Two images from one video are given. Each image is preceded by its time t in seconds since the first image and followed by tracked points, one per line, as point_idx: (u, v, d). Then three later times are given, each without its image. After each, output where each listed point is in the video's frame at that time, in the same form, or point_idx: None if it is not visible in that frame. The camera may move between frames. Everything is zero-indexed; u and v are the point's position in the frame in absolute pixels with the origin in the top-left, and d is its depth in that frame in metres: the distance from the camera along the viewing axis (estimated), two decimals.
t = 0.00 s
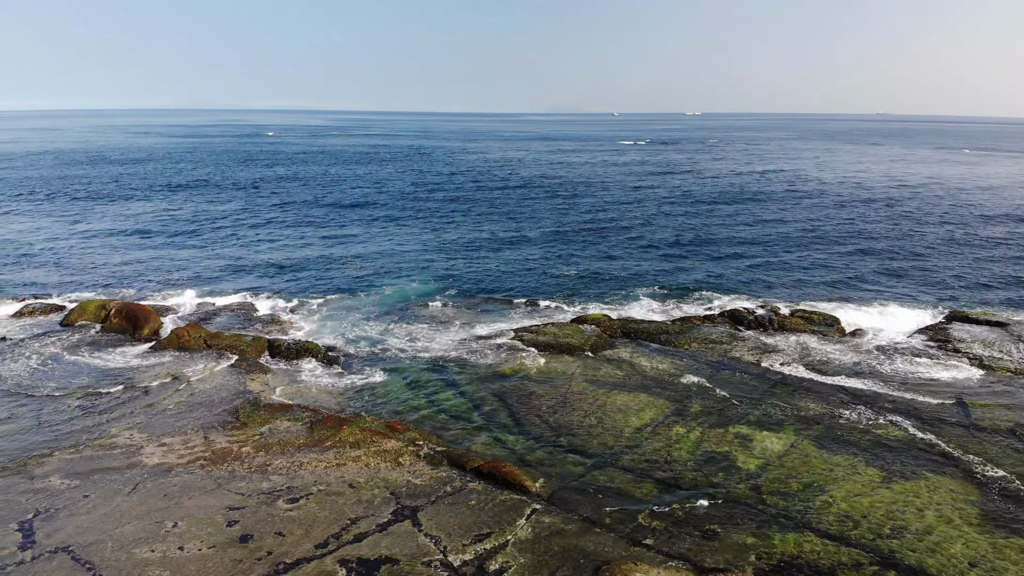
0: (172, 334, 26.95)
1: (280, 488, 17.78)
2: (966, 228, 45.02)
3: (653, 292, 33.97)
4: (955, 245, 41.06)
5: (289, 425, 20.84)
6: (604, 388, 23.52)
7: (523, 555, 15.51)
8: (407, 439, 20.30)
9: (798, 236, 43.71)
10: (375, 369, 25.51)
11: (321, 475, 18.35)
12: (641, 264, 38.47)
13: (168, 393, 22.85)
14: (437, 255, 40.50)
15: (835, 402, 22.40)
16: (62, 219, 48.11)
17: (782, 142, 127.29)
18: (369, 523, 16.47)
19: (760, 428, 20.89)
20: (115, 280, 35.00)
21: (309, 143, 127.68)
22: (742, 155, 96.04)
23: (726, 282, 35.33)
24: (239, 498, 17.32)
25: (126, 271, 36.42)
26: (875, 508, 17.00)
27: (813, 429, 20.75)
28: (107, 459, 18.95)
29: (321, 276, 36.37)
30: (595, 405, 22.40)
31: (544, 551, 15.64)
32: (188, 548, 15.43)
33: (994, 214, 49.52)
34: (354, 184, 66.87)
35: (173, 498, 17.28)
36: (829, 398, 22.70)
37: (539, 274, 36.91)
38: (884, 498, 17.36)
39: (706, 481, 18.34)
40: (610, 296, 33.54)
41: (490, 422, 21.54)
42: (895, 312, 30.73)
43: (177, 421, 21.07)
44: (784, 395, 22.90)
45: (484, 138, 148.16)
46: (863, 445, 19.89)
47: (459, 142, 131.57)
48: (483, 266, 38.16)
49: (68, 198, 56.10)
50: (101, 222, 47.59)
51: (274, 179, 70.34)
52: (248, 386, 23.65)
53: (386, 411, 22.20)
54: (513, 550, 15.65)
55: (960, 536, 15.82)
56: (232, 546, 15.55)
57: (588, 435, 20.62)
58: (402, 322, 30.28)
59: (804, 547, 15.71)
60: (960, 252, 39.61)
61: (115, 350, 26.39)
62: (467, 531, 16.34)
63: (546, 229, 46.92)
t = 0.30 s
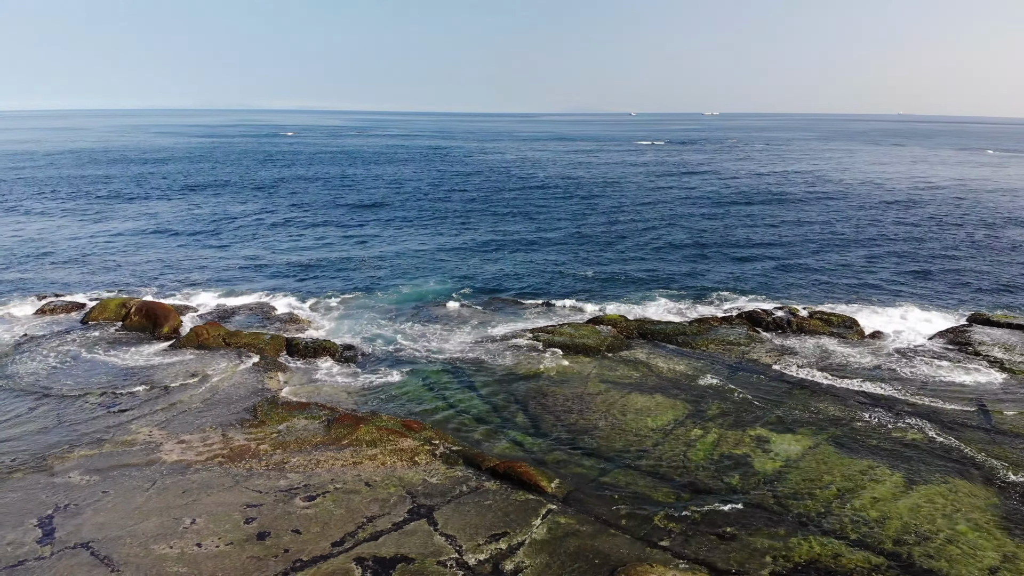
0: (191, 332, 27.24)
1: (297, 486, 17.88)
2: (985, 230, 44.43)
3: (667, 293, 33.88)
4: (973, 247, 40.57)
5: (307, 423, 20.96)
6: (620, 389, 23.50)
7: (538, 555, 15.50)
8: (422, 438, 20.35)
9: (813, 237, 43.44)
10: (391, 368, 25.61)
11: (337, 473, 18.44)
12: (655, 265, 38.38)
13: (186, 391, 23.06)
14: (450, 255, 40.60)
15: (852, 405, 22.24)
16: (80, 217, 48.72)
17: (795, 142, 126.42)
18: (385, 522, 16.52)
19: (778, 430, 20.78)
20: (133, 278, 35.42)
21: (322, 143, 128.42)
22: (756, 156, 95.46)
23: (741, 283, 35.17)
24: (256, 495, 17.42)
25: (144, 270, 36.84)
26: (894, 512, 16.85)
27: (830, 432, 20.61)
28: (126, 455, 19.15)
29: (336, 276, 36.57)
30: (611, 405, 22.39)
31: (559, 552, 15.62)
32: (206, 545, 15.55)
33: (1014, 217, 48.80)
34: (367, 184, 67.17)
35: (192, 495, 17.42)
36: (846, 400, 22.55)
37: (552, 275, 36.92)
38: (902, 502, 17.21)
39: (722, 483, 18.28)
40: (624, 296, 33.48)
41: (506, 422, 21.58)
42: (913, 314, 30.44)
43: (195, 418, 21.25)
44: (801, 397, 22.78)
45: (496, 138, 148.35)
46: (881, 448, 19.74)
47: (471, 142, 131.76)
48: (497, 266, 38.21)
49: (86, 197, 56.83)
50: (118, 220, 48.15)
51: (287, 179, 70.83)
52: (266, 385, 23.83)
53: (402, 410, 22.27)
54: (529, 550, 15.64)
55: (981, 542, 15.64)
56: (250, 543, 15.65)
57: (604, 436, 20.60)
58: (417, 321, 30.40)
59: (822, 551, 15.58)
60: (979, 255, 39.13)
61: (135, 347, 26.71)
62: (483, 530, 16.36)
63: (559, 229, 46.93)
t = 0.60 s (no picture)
0: (209, 330, 27.48)
1: (313, 484, 17.97)
2: (1003, 232, 43.88)
3: (681, 294, 33.79)
4: (992, 249, 40.10)
5: (323, 421, 21.06)
6: (636, 390, 23.45)
7: (553, 556, 15.47)
8: (437, 437, 20.39)
9: (829, 238, 43.17)
10: (406, 368, 25.69)
11: (353, 471, 18.52)
12: (669, 266, 38.28)
13: (203, 389, 23.23)
14: (464, 255, 40.67)
15: (870, 407, 22.07)
16: (98, 216, 49.32)
17: (810, 143, 125.46)
18: (400, 520, 16.56)
19: (795, 432, 20.65)
20: (151, 277, 35.78)
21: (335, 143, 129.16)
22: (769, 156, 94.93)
23: (755, 284, 34.99)
24: (273, 493, 17.51)
25: (162, 269, 37.20)
26: (912, 516, 16.68)
27: (848, 435, 20.47)
28: (144, 452, 19.32)
29: (350, 275, 36.75)
30: (627, 406, 22.35)
31: (574, 552, 15.59)
32: (223, 542, 15.65)
33: None
34: (379, 184, 67.43)
35: (208, 492, 17.53)
36: (864, 403, 22.39)
37: (566, 275, 36.91)
38: (921, 506, 17.04)
39: (738, 485, 18.19)
40: (638, 297, 33.39)
41: (522, 422, 21.59)
42: (931, 317, 30.13)
43: (212, 416, 21.40)
44: (818, 400, 22.64)
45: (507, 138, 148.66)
46: (899, 451, 19.58)
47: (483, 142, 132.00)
48: (509, 267, 38.25)
49: (103, 196, 57.50)
50: (136, 219, 48.69)
51: (300, 179, 71.31)
52: (283, 383, 24.02)
53: (418, 410, 22.33)
54: (543, 551, 15.62)
55: (1001, 547, 15.45)
56: (266, 540, 15.73)
57: (619, 437, 20.56)
58: (431, 321, 30.47)
59: (839, 554, 15.46)
60: (997, 257, 38.67)
61: (154, 345, 26.98)
62: (498, 530, 16.36)
63: (572, 229, 46.92)
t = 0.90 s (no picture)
0: (226, 329, 27.71)
1: (328, 482, 18.04)
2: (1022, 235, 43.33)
3: (695, 295, 33.67)
4: (1010, 251, 39.63)
5: (339, 420, 21.15)
6: (651, 391, 23.38)
7: (567, 557, 15.44)
8: (452, 436, 20.43)
9: (845, 240, 42.82)
10: (421, 367, 25.76)
11: (368, 470, 18.59)
12: (683, 266, 38.13)
13: (220, 387, 23.40)
14: (477, 255, 40.74)
15: (887, 410, 21.88)
16: (116, 215, 49.97)
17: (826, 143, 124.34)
18: (414, 519, 16.59)
19: (811, 435, 20.52)
20: (169, 276, 36.17)
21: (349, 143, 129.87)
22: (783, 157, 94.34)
23: (770, 286, 34.80)
24: (288, 491, 17.60)
25: (179, 267, 37.58)
26: (929, 519, 16.52)
27: (865, 438, 20.31)
28: (162, 450, 19.48)
29: (364, 275, 36.91)
30: (642, 407, 22.30)
31: (588, 554, 15.55)
32: (239, 539, 15.75)
33: None
34: (392, 184, 67.68)
35: (224, 490, 17.66)
36: (881, 405, 22.22)
37: (579, 276, 36.87)
38: (939, 510, 16.86)
39: (754, 488, 18.07)
40: (652, 298, 33.31)
41: (536, 422, 21.58)
42: (950, 320, 29.81)
43: (228, 415, 21.54)
44: (835, 402, 22.48)
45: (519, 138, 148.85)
46: (917, 454, 19.40)
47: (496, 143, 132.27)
48: (522, 267, 38.27)
49: (120, 196, 58.23)
50: (153, 219, 49.27)
51: (314, 179, 71.74)
52: (299, 381, 24.18)
53: (433, 409, 22.38)
54: (557, 551, 15.60)
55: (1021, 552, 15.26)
56: (281, 538, 15.80)
57: (634, 438, 20.49)
58: (446, 321, 30.55)
59: (855, 558, 15.33)
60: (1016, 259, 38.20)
61: (172, 343, 27.27)
62: (511, 530, 16.35)
63: (585, 230, 46.85)
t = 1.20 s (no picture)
0: (243, 327, 27.93)
1: (343, 480, 18.13)
2: None
3: (708, 296, 33.56)
4: None
5: (354, 419, 21.24)
6: (666, 392, 23.33)
7: (582, 557, 15.42)
8: (466, 436, 20.47)
9: (860, 241, 42.48)
10: (435, 367, 25.85)
11: (383, 469, 18.65)
12: (696, 267, 38.00)
13: (237, 386, 23.57)
14: (489, 255, 40.82)
15: (904, 413, 21.72)
16: (133, 215, 50.50)
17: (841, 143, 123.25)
18: (429, 518, 16.64)
19: (827, 437, 20.39)
20: (185, 275, 36.48)
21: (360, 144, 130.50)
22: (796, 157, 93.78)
23: (784, 287, 34.61)
24: (303, 489, 17.69)
25: (195, 266, 37.92)
26: (947, 523, 16.36)
27: (881, 441, 20.17)
28: (179, 447, 19.65)
29: (378, 275, 37.08)
30: (657, 408, 22.25)
31: (602, 555, 15.52)
32: (254, 536, 15.85)
33: None
34: (403, 184, 67.91)
35: (240, 487, 17.78)
36: (898, 408, 22.05)
37: (591, 276, 36.86)
38: (957, 514, 16.69)
39: (769, 490, 17.98)
40: (665, 299, 33.24)
41: (551, 423, 21.58)
42: (967, 323, 29.51)
43: (244, 413, 21.70)
44: (851, 404, 22.33)
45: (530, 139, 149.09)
46: (934, 457, 19.23)
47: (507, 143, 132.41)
48: (534, 268, 38.31)
49: (136, 195, 58.80)
50: (169, 218, 49.73)
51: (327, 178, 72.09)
52: (315, 380, 24.34)
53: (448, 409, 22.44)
54: (572, 552, 15.58)
55: None
56: (296, 536, 15.88)
57: (649, 439, 20.45)
58: (460, 321, 30.63)
59: (872, 561, 15.21)
60: None
61: (190, 342, 27.53)
62: (526, 530, 16.35)
63: (598, 230, 46.79)
